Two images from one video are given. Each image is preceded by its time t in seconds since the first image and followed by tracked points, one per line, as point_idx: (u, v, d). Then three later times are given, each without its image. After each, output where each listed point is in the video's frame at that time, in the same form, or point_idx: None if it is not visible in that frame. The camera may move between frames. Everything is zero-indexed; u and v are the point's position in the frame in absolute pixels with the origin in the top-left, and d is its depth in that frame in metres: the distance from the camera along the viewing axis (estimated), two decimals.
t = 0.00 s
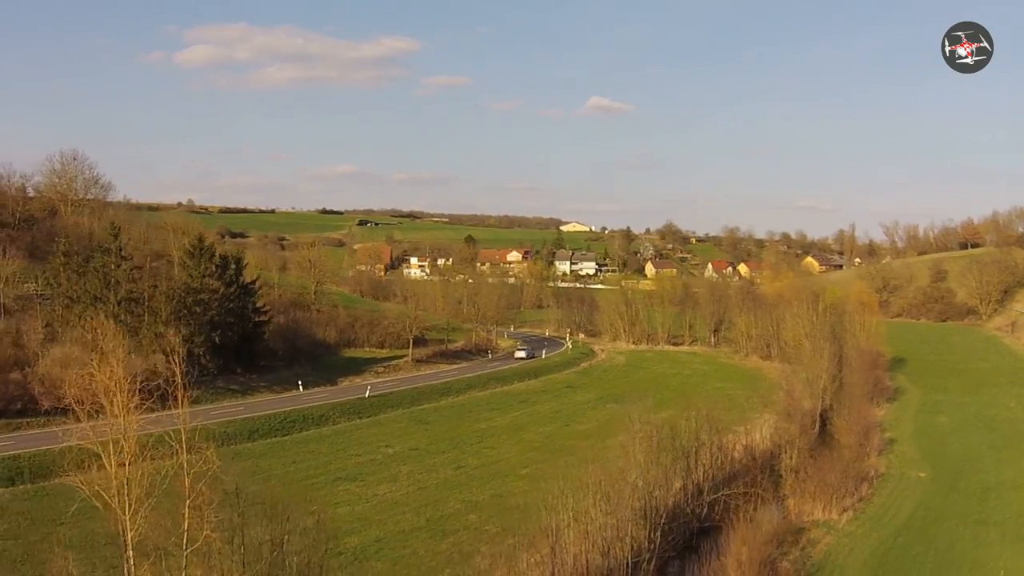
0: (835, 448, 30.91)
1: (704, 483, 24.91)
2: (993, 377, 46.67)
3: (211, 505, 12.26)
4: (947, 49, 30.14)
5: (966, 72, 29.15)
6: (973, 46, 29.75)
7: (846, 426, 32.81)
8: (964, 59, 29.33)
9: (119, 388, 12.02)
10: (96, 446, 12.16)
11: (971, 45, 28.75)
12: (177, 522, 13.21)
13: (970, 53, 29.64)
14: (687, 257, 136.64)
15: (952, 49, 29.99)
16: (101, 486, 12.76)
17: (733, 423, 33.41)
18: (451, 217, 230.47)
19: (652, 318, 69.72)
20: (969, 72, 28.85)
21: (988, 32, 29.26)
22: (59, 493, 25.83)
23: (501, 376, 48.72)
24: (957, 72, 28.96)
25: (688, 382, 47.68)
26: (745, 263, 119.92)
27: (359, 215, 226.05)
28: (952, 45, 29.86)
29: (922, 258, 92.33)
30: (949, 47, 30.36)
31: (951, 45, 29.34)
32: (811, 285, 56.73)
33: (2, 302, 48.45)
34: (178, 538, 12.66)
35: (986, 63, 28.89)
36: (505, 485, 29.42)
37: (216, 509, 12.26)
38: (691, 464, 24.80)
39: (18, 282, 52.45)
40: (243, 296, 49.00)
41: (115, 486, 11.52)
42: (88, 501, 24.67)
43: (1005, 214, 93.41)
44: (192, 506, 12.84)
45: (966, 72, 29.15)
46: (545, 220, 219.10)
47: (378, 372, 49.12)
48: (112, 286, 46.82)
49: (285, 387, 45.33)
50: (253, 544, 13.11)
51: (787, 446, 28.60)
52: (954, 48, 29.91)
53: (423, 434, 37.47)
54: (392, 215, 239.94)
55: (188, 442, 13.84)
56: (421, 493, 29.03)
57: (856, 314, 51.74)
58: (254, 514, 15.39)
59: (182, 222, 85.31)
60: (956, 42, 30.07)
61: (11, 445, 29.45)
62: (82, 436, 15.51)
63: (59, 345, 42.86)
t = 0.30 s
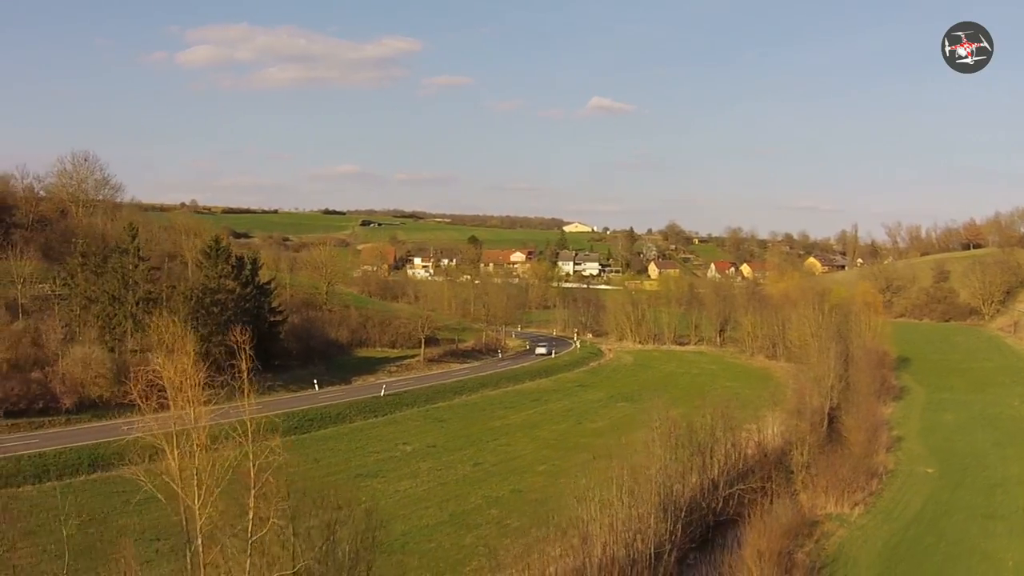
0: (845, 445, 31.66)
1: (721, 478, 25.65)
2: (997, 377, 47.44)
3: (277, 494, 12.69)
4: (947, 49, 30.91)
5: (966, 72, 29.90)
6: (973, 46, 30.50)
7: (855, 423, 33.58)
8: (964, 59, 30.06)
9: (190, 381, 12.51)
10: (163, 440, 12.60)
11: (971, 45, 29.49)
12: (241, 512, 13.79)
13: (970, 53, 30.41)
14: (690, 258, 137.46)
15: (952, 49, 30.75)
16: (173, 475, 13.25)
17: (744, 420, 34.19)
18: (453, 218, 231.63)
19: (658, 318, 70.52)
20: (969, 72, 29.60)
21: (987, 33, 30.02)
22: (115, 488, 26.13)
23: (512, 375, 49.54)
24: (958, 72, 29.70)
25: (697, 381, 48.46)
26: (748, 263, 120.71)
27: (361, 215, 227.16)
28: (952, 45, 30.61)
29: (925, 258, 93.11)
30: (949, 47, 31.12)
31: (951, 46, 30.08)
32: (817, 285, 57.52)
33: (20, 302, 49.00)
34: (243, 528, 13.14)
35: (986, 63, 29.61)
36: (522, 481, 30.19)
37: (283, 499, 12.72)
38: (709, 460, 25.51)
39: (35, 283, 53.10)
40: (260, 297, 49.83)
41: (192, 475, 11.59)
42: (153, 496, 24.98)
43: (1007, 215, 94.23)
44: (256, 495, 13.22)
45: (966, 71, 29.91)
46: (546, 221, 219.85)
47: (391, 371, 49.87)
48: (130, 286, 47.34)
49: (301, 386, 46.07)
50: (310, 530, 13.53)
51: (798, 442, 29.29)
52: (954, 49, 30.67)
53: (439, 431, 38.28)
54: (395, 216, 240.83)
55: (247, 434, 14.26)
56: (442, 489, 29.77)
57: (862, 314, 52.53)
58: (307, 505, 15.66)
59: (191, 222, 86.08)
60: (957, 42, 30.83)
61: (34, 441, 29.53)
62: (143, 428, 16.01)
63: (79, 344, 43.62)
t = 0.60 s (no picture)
0: (854, 441, 32.49)
1: (737, 473, 26.42)
2: (1001, 376, 48.28)
3: (339, 482, 13.35)
4: (947, 49, 31.65)
5: (966, 72, 30.61)
6: (972, 46, 31.23)
7: (863, 420, 34.43)
8: (964, 59, 30.78)
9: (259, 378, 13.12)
10: (227, 432, 13.22)
11: (971, 45, 30.20)
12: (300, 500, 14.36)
13: (970, 53, 31.12)
14: (693, 258, 138.33)
15: (952, 49, 31.49)
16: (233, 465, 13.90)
17: (755, 417, 34.99)
18: (456, 218, 232.66)
19: (664, 318, 71.35)
20: (969, 71, 30.31)
21: (986, 33, 30.75)
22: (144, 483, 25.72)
23: (523, 374, 50.39)
24: (958, 72, 30.42)
25: (705, 380, 49.30)
26: (751, 263, 121.56)
27: (364, 216, 228.11)
28: (952, 45, 31.35)
29: (928, 258, 94.00)
30: (949, 48, 31.85)
31: (951, 46, 30.81)
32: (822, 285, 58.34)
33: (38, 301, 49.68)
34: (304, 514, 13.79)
35: (986, 63, 30.34)
36: (540, 476, 31.02)
37: (344, 488, 13.38)
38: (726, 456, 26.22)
39: (52, 282, 53.84)
40: (275, 298, 50.66)
41: (289, 453, 12.28)
42: (204, 486, 24.75)
43: (1009, 216, 95.09)
44: (314, 485, 13.90)
45: (966, 71, 30.63)
46: (548, 221, 220.76)
47: (404, 370, 50.68)
48: (149, 287, 48.08)
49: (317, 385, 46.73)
50: (364, 520, 14.22)
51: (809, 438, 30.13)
52: (954, 49, 31.40)
53: (456, 429, 39.07)
54: (397, 216, 241.79)
55: (306, 426, 14.96)
56: (462, 485, 30.54)
57: (868, 314, 53.35)
58: (354, 496, 16.33)
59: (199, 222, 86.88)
60: (956, 43, 31.57)
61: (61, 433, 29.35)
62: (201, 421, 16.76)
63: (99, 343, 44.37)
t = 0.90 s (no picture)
0: (864, 437, 33.29)
1: (751, 468, 27.23)
2: (1005, 374, 49.12)
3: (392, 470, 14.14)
4: (947, 49, 32.41)
5: (966, 71, 31.35)
6: (972, 46, 31.98)
7: (872, 417, 35.24)
8: (964, 59, 31.49)
9: (320, 371, 13.90)
10: (287, 423, 14.02)
11: (971, 46, 30.94)
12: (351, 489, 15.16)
13: (969, 53, 31.86)
14: (696, 258, 139.27)
15: (952, 49, 32.26)
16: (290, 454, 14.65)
17: (766, 413, 35.82)
18: (458, 219, 233.51)
19: (670, 317, 72.19)
20: (969, 71, 31.03)
21: (986, 34, 31.50)
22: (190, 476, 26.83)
23: (535, 372, 51.22)
24: (958, 71, 31.16)
25: (714, 378, 50.12)
26: (754, 263, 122.49)
27: (366, 216, 229.22)
28: (952, 45, 32.09)
29: (931, 258, 94.96)
30: (949, 47, 32.62)
31: (951, 46, 31.55)
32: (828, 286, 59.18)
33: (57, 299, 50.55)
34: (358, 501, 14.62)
35: (985, 63, 30.98)
36: (557, 472, 31.84)
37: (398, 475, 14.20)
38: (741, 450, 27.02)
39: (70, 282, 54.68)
40: (292, 297, 51.57)
41: (351, 442, 13.09)
42: (237, 477, 25.49)
43: (1010, 216, 96.03)
44: (367, 472, 14.72)
45: (966, 71, 31.36)
46: (550, 221, 221.74)
47: (417, 369, 51.46)
48: (167, 286, 48.92)
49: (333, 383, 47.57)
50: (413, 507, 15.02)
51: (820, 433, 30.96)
52: (955, 49, 32.16)
53: (472, 426, 39.85)
54: (399, 216, 242.85)
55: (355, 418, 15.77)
56: (482, 479, 31.33)
57: (873, 313, 54.19)
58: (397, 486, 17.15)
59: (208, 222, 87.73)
60: (957, 43, 32.32)
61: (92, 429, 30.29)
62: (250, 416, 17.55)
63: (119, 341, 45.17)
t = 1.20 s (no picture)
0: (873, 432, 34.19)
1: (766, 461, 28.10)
2: (1008, 372, 50.05)
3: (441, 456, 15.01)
4: (947, 49, 33.27)
5: (966, 71, 32.19)
6: (973, 46, 32.84)
7: (880, 413, 36.17)
8: (964, 59, 32.30)
9: (375, 363, 14.75)
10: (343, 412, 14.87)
11: (970, 47, 31.78)
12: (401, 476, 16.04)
13: (969, 54, 32.72)
14: (700, 258, 140.28)
15: (952, 49, 33.13)
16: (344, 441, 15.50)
17: (777, 409, 36.74)
18: (460, 219, 234.63)
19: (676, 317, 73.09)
20: (969, 71, 31.87)
21: (986, 34, 32.35)
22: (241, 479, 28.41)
23: (547, 371, 52.06)
24: (957, 71, 32.01)
25: (723, 376, 51.02)
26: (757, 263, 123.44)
27: (369, 216, 230.34)
28: (952, 46, 32.96)
29: (934, 258, 95.91)
30: (950, 48, 33.49)
31: (952, 47, 32.40)
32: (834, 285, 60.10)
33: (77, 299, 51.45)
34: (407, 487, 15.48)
35: (985, 63, 31.81)
36: (575, 465, 32.71)
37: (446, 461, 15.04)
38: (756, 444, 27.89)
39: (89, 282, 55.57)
40: (308, 296, 52.46)
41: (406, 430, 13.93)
42: (268, 469, 26.41)
43: (1012, 216, 97.01)
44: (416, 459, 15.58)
45: (966, 70, 32.20)
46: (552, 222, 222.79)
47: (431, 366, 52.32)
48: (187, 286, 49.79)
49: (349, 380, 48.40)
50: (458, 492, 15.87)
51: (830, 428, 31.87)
52: (955, 49, 33.03)
53: (488, 422, 40.70)
54: (402, 216, 243.91)
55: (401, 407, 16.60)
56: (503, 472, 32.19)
57: (878, 312, 55.11)
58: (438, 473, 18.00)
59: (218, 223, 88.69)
60: (957, 43, 33.19)
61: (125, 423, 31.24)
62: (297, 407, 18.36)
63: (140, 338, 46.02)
